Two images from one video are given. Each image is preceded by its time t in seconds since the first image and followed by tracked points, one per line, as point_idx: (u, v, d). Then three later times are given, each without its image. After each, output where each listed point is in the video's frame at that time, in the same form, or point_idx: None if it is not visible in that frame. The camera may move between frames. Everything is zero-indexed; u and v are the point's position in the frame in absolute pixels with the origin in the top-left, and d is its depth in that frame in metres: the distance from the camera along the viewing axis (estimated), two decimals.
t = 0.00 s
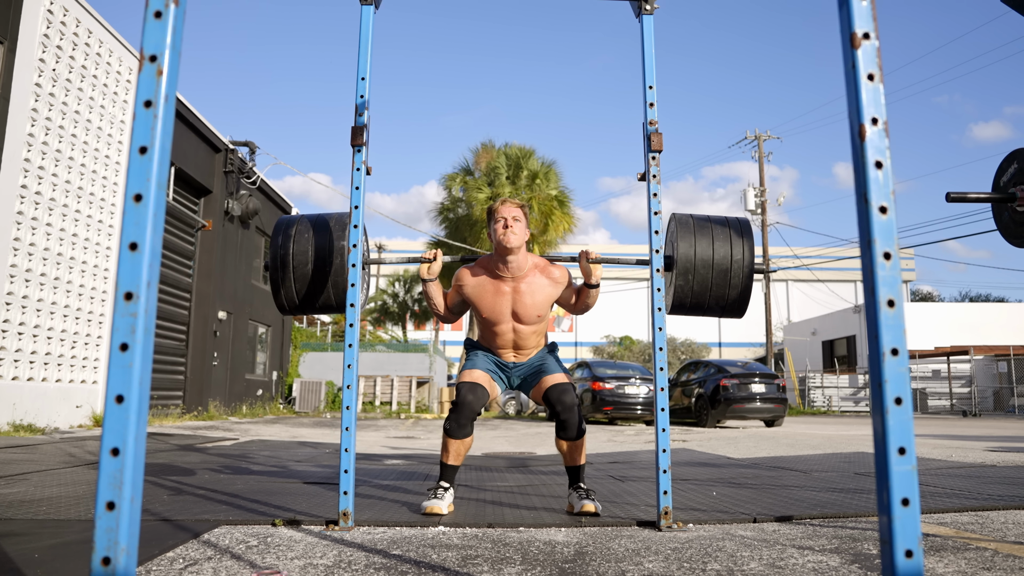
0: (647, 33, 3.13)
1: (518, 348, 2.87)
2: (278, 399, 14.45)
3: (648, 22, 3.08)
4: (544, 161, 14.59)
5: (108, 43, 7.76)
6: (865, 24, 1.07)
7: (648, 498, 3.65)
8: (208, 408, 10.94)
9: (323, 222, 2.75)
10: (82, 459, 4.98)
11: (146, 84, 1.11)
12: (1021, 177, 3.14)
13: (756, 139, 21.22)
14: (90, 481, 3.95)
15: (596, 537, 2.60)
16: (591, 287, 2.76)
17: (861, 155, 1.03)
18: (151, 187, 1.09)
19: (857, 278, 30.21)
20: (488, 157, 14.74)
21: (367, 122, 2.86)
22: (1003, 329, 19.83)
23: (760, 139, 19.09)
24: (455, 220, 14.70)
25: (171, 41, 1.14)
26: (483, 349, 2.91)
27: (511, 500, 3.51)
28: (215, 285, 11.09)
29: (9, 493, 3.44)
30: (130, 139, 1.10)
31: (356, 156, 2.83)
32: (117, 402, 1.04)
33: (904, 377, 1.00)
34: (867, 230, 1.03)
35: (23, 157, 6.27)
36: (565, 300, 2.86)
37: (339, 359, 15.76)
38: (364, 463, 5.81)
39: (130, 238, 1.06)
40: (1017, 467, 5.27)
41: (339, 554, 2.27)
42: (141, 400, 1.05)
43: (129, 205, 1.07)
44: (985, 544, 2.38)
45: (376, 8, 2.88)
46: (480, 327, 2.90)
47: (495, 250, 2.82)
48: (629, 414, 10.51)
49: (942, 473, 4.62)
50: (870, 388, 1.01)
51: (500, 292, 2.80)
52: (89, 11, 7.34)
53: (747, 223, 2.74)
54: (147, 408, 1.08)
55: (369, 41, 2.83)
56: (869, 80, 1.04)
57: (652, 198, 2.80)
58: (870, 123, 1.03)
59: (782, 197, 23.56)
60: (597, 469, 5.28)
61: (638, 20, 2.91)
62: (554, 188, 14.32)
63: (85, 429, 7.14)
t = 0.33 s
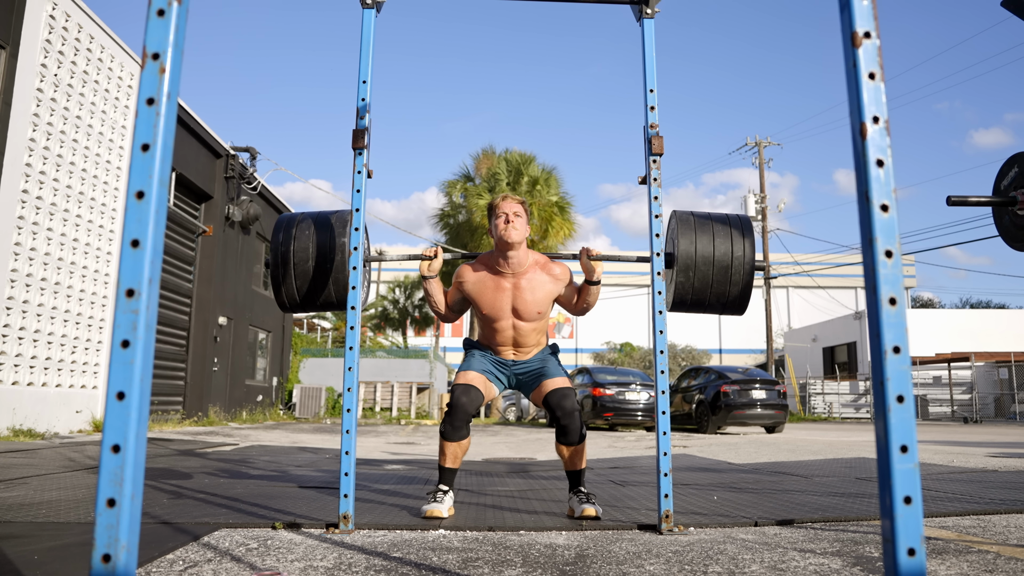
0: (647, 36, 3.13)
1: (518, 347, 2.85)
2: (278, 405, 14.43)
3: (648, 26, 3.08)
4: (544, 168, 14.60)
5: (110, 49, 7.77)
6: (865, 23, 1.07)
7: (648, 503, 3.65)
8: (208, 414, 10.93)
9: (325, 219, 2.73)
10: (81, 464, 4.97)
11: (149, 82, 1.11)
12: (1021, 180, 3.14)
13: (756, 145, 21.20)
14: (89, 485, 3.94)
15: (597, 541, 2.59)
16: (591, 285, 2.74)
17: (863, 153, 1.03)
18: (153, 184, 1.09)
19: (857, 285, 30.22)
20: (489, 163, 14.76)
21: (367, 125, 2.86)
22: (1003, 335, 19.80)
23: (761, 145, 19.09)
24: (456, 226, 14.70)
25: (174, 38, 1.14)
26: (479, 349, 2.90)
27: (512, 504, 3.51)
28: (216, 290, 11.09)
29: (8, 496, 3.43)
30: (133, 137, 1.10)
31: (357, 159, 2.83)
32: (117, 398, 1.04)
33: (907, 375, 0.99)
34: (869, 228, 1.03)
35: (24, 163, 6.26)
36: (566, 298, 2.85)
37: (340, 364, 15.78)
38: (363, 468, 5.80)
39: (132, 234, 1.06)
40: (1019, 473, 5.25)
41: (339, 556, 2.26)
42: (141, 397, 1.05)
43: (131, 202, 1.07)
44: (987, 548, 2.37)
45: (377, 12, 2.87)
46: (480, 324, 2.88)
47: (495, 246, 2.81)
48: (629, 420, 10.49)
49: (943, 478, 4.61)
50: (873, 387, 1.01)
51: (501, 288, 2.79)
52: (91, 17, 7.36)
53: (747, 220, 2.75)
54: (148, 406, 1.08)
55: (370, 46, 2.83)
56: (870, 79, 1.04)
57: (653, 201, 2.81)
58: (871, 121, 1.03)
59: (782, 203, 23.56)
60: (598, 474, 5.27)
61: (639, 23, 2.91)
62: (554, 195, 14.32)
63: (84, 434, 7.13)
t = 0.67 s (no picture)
0: (647, 39, 3.13)
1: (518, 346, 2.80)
2: (277, 411, 14.41)
3: (648, 29, 3.08)
4: (544, 173, 14.62)
5: (111, 54, 7.77)
6: (865, 20, 1.06)
7: (649, 506, 3.64)
8: (207, 419, 10.91)
9: (327, 216, 2.72)
10: (80, 468, 4.96)
11: (150, 79, 1.11)
12: (1021, 183, 3.14)
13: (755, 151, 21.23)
14: (88, 489, 3.93)
15: (597, 543, 2.58)
16: (592, 279, 2.73)
17: (863, 150, 1.03)
18: (155, 181, 1.09)
19: (857, 290, 30.24)
20: (489, 169, 14.78)
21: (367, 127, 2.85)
22: (1003, 340, 19.81)
23: (761, 151, 19.12)
24: (456, 232, 14.70)
25: (175, 36, 1.14)
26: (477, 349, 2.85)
27: (512, 508, 3.50)
28: (215, 296, 11.08)
29: (7, 500, 3.42)
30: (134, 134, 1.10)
31: (357, 162, 2.82)
32: (118, 394, 1.03)
33: (908, 371, 0.99)
34: (870, 224, 1.02)
35: (23, 168, 6.25)
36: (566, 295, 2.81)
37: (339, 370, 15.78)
38: (363, 473, 5.78)
39: (133, 231, 1.06)
40: (1019, 477, 5.24)
41: (339, 558, 2.25)
42: (141, 392, 1.04)
43: (132, 199, 1.08)
44: (988, 549, 2.36)
45: (377, 15, 2.87)
46: (480, 321, 2.82)
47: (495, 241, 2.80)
48: (629, 425, 10.48)
49: (943, 481, 4.60)
50: (873, 383, 1.01)
51: (500, 281, 2.76)
52: (92, 23, 7.37)
53: (748, 216, 2.74)
54: (149, 401, 1.07)
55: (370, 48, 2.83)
56: (870, 77, 1.04)
57: (653, 203, 2.80)
58: (871, 118, 1.03)
59: (781, 209, 23.60)
60: (598, 479, 5.26)
61: (639, 26, 2.91)
62: (554, 200, 14.33)
63: (83, 439, 7.10)
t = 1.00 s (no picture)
0: (648, 42, 3.12)
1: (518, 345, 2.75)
2: (276, 417, 14.39)
3: (648, 32, 3.08)
4: (544, 179, 14.64)
5: (111, 59, 7.78)
6: (865, 20, 1.06)
7: (649, 510, 3.63)
8: (206, 425, 10.89)
9: (328, 211, 2.72)
10: (79, 472, 4.94)
11: (151, 77, 1.12)
12: (1021, 186, 3.13)
13: (755, 157, 21.23)
14: (87, 493, 3.91)
15: (597, 546, 2.57)
16: (592, 272, 2.71)
17: (863, 149, 1.03)
18: (156, 178, 1.09)
19: (856, 296, 30.24)
20: (489, 175, 14.79)
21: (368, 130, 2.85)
22: (1003, 346, 19.80)
23: (761, 157, 19.14)
24: (455, 238, 14.69)
25: (176, 34, 1.14)
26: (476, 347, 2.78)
27: (511, 512, 3.49)
28: (215, 301, 11.08)
29: (5, 503, 3.41)
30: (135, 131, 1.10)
31: (357, 164, 2.82)
32: (118, 390, 1.03)
33: (907, 369, 0.99)
34: (870, 222, 1.02)
35: (24, 172, 6.25)
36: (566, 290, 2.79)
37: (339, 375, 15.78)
38: (362, 477, 5.76)
39: (133, 227, 1.06)
40: (1020, 483, 5.23)
41: (338, 560, 2.25)
42: (141, 389, 1.04)
43: (133, 196, 1.08)
44: (989, 552, 2.35)
45: (378, 18, 2.87)
46: (479, 316, 2.80)
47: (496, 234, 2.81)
48: (629, 431, 10.45)
49: (945, 485, 4.58)
50: (873, 381, 1.01)
51: (501, 273, 2.75)
52: (93, 28, 7.38)
53: (747, 212, 2.73)
54: (149, 398, 1.07)
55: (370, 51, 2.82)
56: (869, 75, 1.04)
57: (652, 207, 2.80)
58: (870, 116, 1.03)
59: (781, 215, 23.69)
60: (597, 484, 5.24)
61: (639, 29, 2.90)
62: (554, 206, 14.33)
63: (82, 444, 7.08)
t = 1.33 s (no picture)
0: (647, 45, 3.12)
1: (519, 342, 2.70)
2: (276, 422, 14.38)
3: (648, 36, 3.08)
4: (544, 184, 14.66)
5: (112, 64, 7.77)
6: (865, 19, 1.07)
7: (650, 514, 3.62)
8: (206, 430, 10.88)
9: (330, 203, 2.70)
10: (79, 477, 4.93)
11: (152, 75, 1.11)
12: (1021, 189, 3.12)
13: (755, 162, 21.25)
14: (87, 497, 3.91)
15: (597, 548, 2.56)
16: (592, 261, 2.69)
17: (863, 148, 1.03)
18: (156, 176, 1.09)
19: (856, 301, 30.24)
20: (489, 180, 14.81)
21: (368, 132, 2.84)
22: (1003, 352, 19.78)
23: (761, 162, 19.17)
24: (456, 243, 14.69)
25: (178, 33, 1.14)
26: (476, 344, 2.74)
27: (512, 516, 3.48)
28: (215, 306, 11.06)
29: (4, 507, 3.40)
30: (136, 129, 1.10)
31: (357, 167, 2.81)
32: (118, 388, 1.03)
33: (908, 367, 0.99)
34: (870, 220, 1.02)
35: (25, 177, 6.24)
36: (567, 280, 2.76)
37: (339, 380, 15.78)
38: (362, 482, 5.75)
39: (134, 225, 1.06)
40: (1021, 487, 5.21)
41: (338, 563, 2.24)
42: (141, 387, 1.03)
43: (134, 194, 1.08)
44: (991, 554, 2.34)
45: (378, 21, 2.86)
46: (480, 306, 2.76)
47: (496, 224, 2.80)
48: (629, 436, 10.43)
49: (946, 489, 4.57)
50: (874, 379, 1.00)
51: (501, 262, 2.72)
52: (94, 33, 7.38)
53: (748, 204, 2.73)
54: (149, 397, 1.06)
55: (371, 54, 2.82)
56: (869, 74, 1.04)
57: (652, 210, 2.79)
58: (870, 115, 1.03)
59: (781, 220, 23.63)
60: (598, 488, 5.23)
61: (639, 32, 2.90)
62: (554, 211, 14.35)
63: (82, 449, 7.05)
